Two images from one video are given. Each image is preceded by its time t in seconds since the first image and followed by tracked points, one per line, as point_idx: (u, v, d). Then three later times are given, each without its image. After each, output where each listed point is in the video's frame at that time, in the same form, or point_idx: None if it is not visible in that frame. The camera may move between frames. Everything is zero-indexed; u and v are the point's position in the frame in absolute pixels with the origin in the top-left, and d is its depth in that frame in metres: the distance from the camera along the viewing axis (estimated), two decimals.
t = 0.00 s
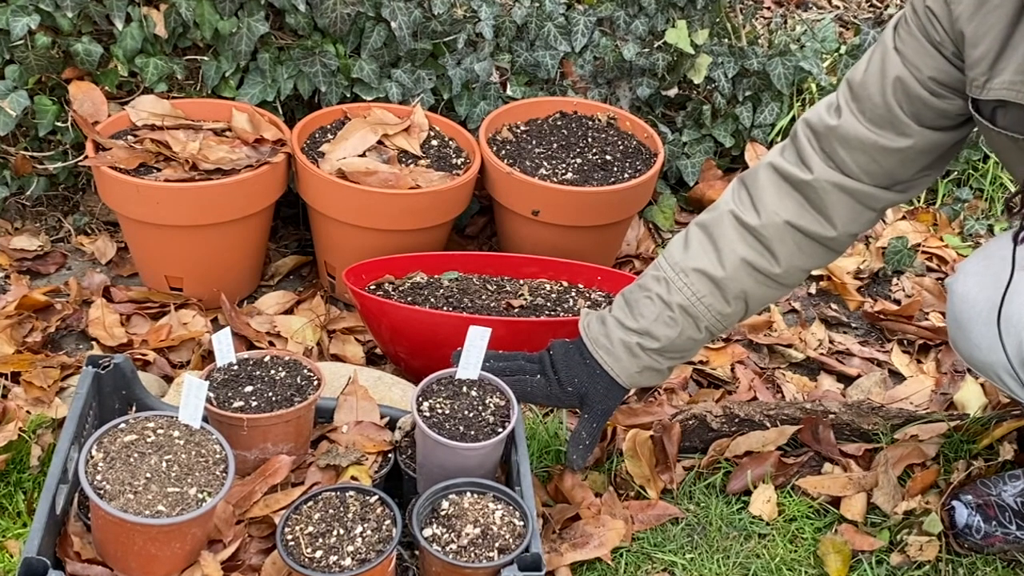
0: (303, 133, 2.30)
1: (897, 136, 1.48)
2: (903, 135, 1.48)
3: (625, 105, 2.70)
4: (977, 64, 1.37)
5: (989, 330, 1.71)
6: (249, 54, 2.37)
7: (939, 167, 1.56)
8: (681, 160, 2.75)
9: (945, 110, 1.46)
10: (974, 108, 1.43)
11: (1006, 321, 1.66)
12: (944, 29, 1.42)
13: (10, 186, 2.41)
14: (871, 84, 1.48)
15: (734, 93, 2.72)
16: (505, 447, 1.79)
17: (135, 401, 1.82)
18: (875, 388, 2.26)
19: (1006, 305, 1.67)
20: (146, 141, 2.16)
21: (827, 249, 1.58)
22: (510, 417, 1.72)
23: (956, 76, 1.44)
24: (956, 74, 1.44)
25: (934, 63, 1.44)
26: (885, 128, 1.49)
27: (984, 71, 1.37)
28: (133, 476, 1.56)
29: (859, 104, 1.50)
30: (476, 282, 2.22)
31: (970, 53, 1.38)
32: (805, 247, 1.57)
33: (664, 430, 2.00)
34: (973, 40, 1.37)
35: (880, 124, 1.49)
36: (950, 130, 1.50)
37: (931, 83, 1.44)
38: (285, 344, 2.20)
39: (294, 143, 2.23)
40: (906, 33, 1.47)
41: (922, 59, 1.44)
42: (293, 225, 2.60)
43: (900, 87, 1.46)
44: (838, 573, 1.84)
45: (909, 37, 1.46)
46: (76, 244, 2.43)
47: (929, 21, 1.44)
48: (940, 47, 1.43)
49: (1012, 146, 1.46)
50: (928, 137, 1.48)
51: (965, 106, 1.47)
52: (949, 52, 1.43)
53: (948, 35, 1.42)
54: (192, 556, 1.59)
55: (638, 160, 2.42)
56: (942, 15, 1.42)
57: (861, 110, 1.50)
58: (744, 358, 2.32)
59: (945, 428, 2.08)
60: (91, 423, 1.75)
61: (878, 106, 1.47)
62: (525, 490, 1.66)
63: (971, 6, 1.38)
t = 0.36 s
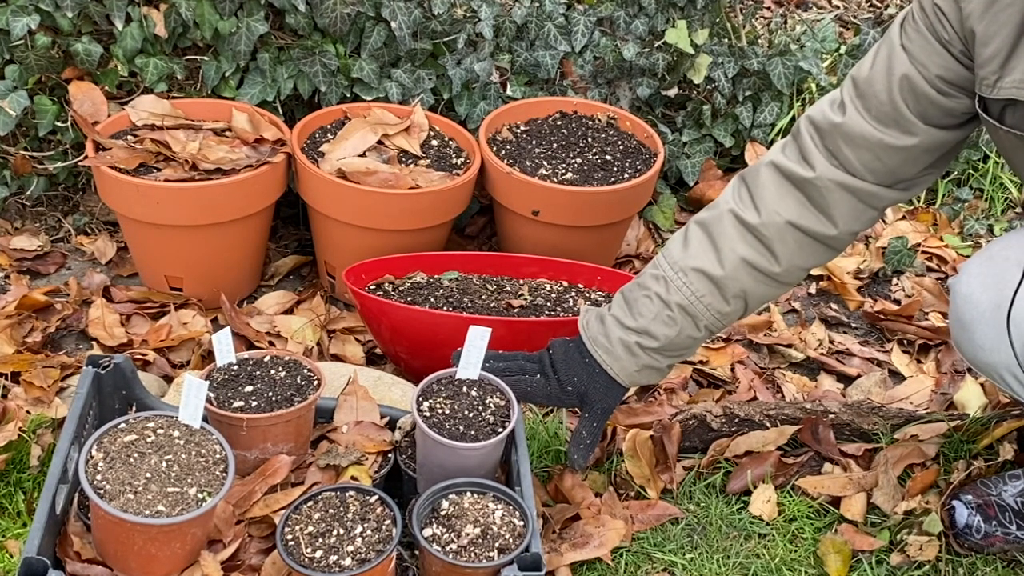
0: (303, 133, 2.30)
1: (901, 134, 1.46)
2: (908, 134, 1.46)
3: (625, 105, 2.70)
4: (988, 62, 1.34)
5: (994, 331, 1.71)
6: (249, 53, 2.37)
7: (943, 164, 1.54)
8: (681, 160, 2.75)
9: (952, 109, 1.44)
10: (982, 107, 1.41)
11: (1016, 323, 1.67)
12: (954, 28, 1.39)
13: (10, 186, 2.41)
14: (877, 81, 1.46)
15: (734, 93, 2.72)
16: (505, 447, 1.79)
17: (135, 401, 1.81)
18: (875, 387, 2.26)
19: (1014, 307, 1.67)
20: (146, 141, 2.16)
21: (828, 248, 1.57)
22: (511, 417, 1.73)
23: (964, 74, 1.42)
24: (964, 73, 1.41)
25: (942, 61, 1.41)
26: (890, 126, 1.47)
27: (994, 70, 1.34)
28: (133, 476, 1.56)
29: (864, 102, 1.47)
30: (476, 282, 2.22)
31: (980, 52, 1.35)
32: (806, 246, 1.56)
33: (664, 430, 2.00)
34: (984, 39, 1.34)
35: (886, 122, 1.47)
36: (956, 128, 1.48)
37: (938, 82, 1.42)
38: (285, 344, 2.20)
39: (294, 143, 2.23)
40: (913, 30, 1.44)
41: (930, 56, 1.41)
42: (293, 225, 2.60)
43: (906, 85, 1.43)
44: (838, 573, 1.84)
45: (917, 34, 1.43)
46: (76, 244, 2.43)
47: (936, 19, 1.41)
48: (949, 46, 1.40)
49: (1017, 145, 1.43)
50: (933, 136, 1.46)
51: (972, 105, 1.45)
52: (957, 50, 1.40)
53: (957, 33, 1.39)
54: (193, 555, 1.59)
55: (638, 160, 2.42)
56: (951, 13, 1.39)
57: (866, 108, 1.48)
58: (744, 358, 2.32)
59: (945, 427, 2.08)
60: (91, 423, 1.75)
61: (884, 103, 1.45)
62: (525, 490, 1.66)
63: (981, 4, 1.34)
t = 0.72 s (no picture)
0: (303, 133, 2.30)
1: (901, 136, 1.46)
2: (908, 136, 1.46)
3: (625, 105, 2.70)
4: (988, 64, 1.34)
5: (995, 332, 1.71)
6: (250, 54, 2.37)
7: (944, 164, 1.54)
8: (681, 160, 2.75)
9: (951, 110, 1.43)
10: (982, 109, 1.41)
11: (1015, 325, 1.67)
12: (954, 29, 1.38)
13: (9, 186, 2.41)
14: (876, 83, 1.45)
15: (734, 93, 2.72)
16: (505, 447, 1.79)
17: (135, 401, 1.81)
18: (875, 387, 2.26)
19: (1013, 309, 1.67)
20: (146, 141, 2.16)
21: (828, 249, 1.57)
22: (511, 417, 1.73)
23: (963, 76, 1.41)
24: (965, 74, 1.41)
25: (942, 62, 1.40)
26: (890, 128, 1.46)
27: (995, 72, 1.34)
28: (133, 476, 1.56)
29: (864, 103, 1.47)
30: (476, 282, 2.22)
31: (980, 53, 1.35)
32: (805, 248, 1.56)
33: (664, 430, 2.00)
34: (984, 40, 1.33)
35: (886, 123, 1.46)
36: (956, 130, 1.48)
37: (938, 83, 1.41)
38: (285, 344, 2.20)
39: (294, 143, 2.23)
40: (913, 31, 1.43)
41: (930, 57, 1.41)
42: (293, 225, 2.60)
43: (906, 87, 1.43)
44: (838, 573, 1.84)
45: (916, 35, 1.42)
46: (76, 244, 2.43)
47: (936, 20, 1.40)
48: (949, 47, 1.39)
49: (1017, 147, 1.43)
50: (933, 137, 1.46)
51: (972, 106, 1.44)
52: (957, 51, 1.39)
53: (957, 35, 1.38)
54: (193, 556, 1.59)
55: (638, 160, 2.42)
56: (950, 14, 1.38)
57: (865, 109, 1.47)
58: (744, 358, 2.32)
59: (945, 427, 2.08)
60: (91, 423, 1.75)
61: (883, 105, 1.45)
62: (525, 490, 1.65)
63: (982, 5, 1.34)
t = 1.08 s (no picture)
0: (303, 133, 2.30)
1: (901, 138, 1.46)
2: (908, 137, 1.46)
3: (625, 105, 2.70)
4: (991, 67, 1.33)
5: (998, 334, 1.71)
6: (250, 54, 2.37)
7: (944, 165, 1.54)
8: (681, 160, 2.75)
9: (952, 112, 1.43)
10: (984, 111, 1.40)
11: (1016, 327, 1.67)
12: (955, 31, 1.38)
13: (9, 186, 2.41)
14: (877, 84, 1.45)
15: (734, 93, 2.72)
16: (505, 447, 1.79)
17: (135, 401, 1.81)
18: (875, 388, 2.26)
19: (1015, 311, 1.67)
20: (146, 141, 2.16)
21: (827, 251, 1.57)
22: (511, 417, 1.73)
23: (963, 77, 1.41)
24: (965, 76, 1.40)
25: (942, 64, 1.40)
26: (890, 130, 1.46)
27: (997, 75, 1.33)
28: (133, 476, 1.56)
29: (864, 105, 1.47)
30: (476, 282, 2.22)
31: (983, 55, 1.34)
32: (805, 250, 1.56)
33: (664, 430, 2.00)
34: (987, 42, 1.32)
35: (886, 125, 1.46)
36: (956, 131, 1.47)
37: (939, 85, 1.41)
38: (285, 344, 2.20)
39: (294, 143, 2.23)
40: (913, 32, 1.42)
41: (931, 59, 1.40)
42: (293, 225, 2.60)
43: (906, 89, 1.43)
44: (838, 573, 1.83)
45: (916, 36, 1.42)
46: (76, 244, 2.43)
47: (937, 21, 1.39)
48: (949, 49, 1.39)
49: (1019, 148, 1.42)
50: (933, 139, 1.46)
51: (972, 107, 1.44)
52: (958, 52, 1.39)
53: (958, 36, 1.38)
54: (193, 556, 1.59)
55: (638, 160, 2.42)
56: (952, 16, 1.38)
57: (866, 111, 1.47)
58: (744, 358, 2.32)
59: (945, 427, 2.08)
60: (91, 423, 1.75)
61: (883, 107, 1.45)
62: (525, 490, 1.65)
63: (984, 7, 1.33)
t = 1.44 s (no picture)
0: (303, 133, 2.30)
1: (907, 141, 1.44)
2: (914, 141, 1.44)
3: (625, 105, 2.70)
4: (1017, 66, 1.31)
5: (1005, 341, 1.70)
6: (250, 54, 2.37)
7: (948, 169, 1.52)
8: (681, 160, 2.75)
9: (962, 115, 1.42)
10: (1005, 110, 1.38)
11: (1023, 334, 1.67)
12: (970, 33, 1.37)
13: (10, 186, 2.42)
14: (885, 86, 1.43)
15: (734, 93, 2.72)
16: (505, 447, 1.79)
17: (135, 401, 1.81)
18: (875, 388, 2.26)
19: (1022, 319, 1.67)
20: (146, 141, 2.16)
21: (827, 252, 1.56)
22: (511, 417, 1.73)
23: (975, 80, 1.40)
24: (978, 78, 1.40)
25: (954, 67, 1.39)
26: (897, 132, 1.45)
27: None
28: (133, 476, 1.56)
29: (870, 107, 1.45)
30: (476, 282, 2.22)
31: (1010, 54, 1.32)
32: (805, 253, 1.55)
33: (664, 430, 2.00)
34: (1015, 40, 1.30)
35: (892, 128, 1.44)
36: (962, 135, 1.46)
37: (950, 88, 1.40)
38: (285, 344, 2.20)
39: (294, 142, 2.23)
40: (924, 33, 1.41)
41: (944, 60, 1.39)
42: (293, 225, 2.60)
43: (916, 92, 1.41)
44: (838, 573, 1.83)
45: (927, 39, 1.40)
46: (76, 244, 2.43)
47: (951, 21, 1.38)
48: (963, 51, 1.37)
49: None
50: (940, 143, 1.44)
51: (980, 110, 1.43)
52: (972, 53, 1.37)
53: (974, 38, 1.37)
54: (192, 556, 1.59)
55: (638, 160, 2.42)
56: (968, 17, 1.36)
57: (872, 113, 1.45)
58: (744, 358, 2.32)
59: (945, 428, 2.08)
60: (91, 423, 1.75)
61: (891, 110, 1.43)
62: (525, 489, 1.65)
63: (1009, 6, 1.31)
